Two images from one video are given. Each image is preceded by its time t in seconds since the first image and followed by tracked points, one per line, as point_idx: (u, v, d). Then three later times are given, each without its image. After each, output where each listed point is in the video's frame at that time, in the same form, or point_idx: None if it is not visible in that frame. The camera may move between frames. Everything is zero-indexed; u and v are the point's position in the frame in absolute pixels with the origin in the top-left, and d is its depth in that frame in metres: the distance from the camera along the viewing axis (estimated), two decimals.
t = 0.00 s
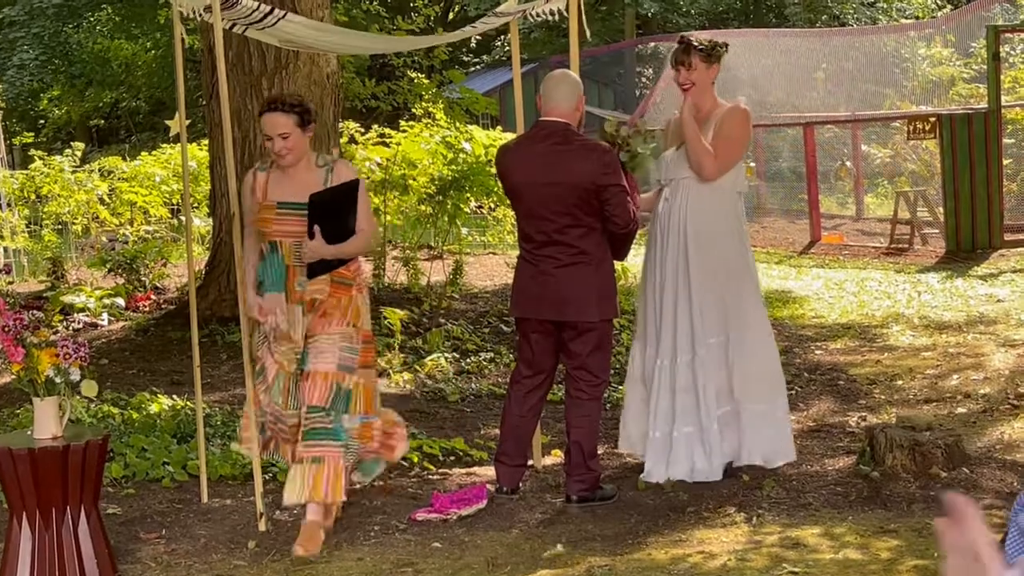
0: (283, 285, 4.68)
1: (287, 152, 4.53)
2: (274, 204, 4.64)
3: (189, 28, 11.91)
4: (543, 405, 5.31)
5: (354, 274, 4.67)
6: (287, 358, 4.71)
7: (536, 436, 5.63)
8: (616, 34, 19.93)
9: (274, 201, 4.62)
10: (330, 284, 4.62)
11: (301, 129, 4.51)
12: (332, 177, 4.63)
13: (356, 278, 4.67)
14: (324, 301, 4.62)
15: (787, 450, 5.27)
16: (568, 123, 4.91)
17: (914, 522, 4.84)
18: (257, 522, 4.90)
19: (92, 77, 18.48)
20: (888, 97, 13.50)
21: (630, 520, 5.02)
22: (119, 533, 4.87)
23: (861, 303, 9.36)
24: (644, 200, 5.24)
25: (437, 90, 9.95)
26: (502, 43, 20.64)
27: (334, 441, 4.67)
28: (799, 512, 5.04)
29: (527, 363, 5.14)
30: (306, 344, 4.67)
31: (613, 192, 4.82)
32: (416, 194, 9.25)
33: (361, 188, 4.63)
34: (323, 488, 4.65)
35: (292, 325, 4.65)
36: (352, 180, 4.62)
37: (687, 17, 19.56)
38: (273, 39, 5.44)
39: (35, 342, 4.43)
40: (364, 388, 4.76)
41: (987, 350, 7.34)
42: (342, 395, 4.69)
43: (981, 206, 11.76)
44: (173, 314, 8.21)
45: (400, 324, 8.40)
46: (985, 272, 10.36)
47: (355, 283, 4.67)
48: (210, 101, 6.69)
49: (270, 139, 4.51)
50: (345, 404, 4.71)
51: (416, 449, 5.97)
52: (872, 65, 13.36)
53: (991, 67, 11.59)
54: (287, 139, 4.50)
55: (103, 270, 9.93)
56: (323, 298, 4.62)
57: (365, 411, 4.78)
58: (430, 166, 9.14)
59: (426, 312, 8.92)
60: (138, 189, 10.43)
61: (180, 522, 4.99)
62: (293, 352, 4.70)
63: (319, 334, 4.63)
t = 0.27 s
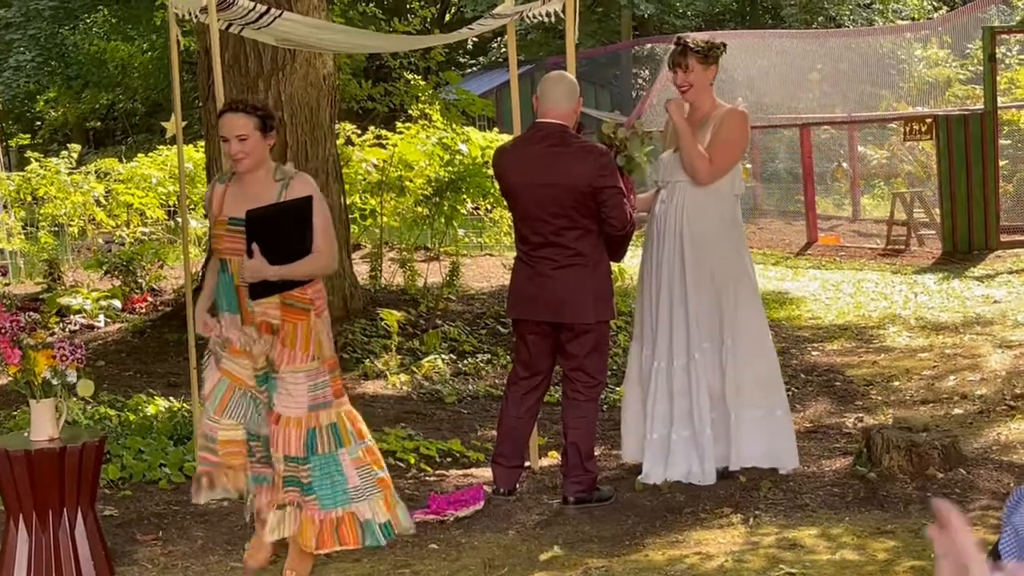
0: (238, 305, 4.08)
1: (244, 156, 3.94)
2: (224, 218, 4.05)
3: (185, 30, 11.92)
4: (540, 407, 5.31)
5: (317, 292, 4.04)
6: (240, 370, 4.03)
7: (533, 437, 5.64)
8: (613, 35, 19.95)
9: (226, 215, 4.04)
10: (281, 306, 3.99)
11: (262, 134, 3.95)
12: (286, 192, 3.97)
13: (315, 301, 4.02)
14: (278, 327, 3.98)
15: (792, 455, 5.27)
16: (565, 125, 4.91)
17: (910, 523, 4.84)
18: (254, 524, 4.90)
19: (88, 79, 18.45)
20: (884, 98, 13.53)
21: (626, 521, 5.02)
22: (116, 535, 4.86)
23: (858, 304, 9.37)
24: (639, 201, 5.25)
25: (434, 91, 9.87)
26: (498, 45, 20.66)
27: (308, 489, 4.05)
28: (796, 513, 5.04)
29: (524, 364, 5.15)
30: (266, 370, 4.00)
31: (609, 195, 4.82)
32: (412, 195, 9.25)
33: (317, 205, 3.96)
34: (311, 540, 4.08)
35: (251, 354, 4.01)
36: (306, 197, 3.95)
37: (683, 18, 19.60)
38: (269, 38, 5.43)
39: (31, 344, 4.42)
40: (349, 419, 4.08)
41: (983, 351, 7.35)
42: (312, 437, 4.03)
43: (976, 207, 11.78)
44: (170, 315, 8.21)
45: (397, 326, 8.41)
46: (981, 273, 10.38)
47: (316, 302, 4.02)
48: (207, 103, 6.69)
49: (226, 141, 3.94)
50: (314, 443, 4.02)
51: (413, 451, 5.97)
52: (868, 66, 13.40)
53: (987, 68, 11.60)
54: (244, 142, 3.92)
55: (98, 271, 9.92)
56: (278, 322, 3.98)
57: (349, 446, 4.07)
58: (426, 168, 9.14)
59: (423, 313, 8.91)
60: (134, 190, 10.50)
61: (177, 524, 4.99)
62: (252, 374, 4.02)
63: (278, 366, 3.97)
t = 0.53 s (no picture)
0: (165, 316, 3.93)
1: (179, 159, 3.83)
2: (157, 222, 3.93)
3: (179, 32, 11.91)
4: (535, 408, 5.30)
5: (251, 305, 3.96)
6: (171, 390, 3.82)
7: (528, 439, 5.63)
8: (607, 36, 19.93)
9: (160, 217, 3.92)
10: (211, 318, 3.91)
11: (199, 136, 3.83)
12: (218, 195, 3.90)
13: (247, 313, 3.95)
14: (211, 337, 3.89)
15: (787, 457, 5.26)
16: (560, 127, 4.90)
17: (904, 524, 4.85)
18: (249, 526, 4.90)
19: (82, 82, 18.46)
20: (878, 99, 13.55)
21: (621, 523, 5.02)
22: (110, 537, 4.86)
23: (852, 305, 9.37)
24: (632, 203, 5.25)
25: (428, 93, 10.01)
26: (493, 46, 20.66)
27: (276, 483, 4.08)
28: (790, 514, 5.04)
29: (519, 366, 5.14)
30: (201, 389, 3.88)
31: (603, 197, 4.82)
32: (406, 197, 9.25)
33: (249, 207, 3.90)
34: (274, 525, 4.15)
35: (181, 371, 3.85)
36: (238, 198, 3.88)
37: (677, 20, 19.59)
38: (263, 40, 5.43)
39: (26, 346, 4.42)
40: (297, 415, 4.12)
41: (977, 352, 7.35)
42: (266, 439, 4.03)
43: (971, 210, 11.76)
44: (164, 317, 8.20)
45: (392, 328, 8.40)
46: (974, 274, 10.39)
47: (248, 317, 3.95)
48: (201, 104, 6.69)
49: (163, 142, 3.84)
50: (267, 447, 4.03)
51: (407, 453, 5.96)
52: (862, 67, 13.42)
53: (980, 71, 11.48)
54: (180, 143, 3.81)
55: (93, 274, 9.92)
56: (208, 339, 3.89)
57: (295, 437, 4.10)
58: (421, 170, 9.13)
59: (418, 315, 8.90)
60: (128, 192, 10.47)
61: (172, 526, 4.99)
62: (182, 394, 3.83)
63: (219, 379, 3.90)
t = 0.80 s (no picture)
0: (87, 340, 3.45)
1: (92, 174, 3.39)
2: (70, 241, 3.45)
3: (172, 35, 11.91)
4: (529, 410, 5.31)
5: (181, 322, 3.48)
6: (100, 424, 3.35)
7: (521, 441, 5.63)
8: (600, 38, 19.94)
9: (74, 237, 3.44)
10: (140, 340, 3.41)
11: (113, 147, 3.39)
12: (143, 208, 3.46)
13: (179, 331, 3.47)
14: (136, 362, 3.40)
15: (782, 457, 5.27)
16: (552, 129, 4.90)
17: (897, 525, 4.85)
18: (242, 528, 4.88)
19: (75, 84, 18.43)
20: (870, 101, 13.52)
21: (614, 524, 5.02)
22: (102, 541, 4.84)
23: (844, 306, 9.38)
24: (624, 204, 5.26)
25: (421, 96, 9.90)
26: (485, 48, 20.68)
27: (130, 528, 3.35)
28: (783, 516, 5.04)
29: (511, 367, 5.14)
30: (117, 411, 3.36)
31: (595, 199, 4.82)
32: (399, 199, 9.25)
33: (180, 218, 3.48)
34: None
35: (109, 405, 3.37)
36: (168, 212, 3.46)
37: (670, 22, 19.62)
38: (256, 43, 5.43)
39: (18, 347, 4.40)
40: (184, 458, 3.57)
41: (969, 353, 7.37)
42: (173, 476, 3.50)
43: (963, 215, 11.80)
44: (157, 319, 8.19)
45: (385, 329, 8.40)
46: (966, 275, 10.40)
47: (179, 333, 3.46)
48: (193, 107, 6.70)
49: (72, 156, 3.39)
50: (134, 475, 3.34)
51: (401, 456, 5.96)
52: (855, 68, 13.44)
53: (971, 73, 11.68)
54: (92, 158, 3.37)
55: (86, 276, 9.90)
56: (135, 359, 3.40)
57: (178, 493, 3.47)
58: (413, 172, 9.14)
59: (411, 316, 8.89)
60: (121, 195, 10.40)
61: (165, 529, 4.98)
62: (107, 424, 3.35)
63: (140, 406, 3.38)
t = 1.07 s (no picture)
0: None
1: None
2: None
3: (162, 38, 11.90)
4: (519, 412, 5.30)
5: (71, 344, 3.30)
6: None
7: (513, 443, 5.63)
8: (590, 40, 19.96)
9: None
10: (22, 361, 3.25)
11: None
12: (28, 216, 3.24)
13: (72, 355, 3.31)
14: (17, 387, 3.25)
15: (774, 459, 5.30)
16: (543, 130, 4.90)
17: (888, 527, 4.86)
18: (233, 532, 4.87)
19: (65, 86, 18.41)
20: (861, 103, 13.73)
21: (606, 527, 5.01)
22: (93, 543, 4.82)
23: (835, 308, 9.39)
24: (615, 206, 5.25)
25: (411, 98, 9.91)
26: (474, 50, 20.71)
27: None
28: (775, 518, 5.04)
29: (502, 369, 5.14)
30: None
31: (585, 201, 4.83)
32: (390, 202, 9.26)
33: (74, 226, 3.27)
34: None
35: None
36: (61, 218, 3.25)
37: (661, 24, 19.64)
38: (246, 46, 5.42)
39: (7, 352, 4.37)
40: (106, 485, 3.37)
41: (960, 355, 7.38)
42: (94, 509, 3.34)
43: (953, 219, 11.79)
44: (148, 321, 8.16)
45: (376, 331, 8.38)
46: (957, 277, 10.43)
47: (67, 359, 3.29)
48: (183, 109, 6.69)
49: None
50: (48, 534, 3.26)
51: (392, 458, 5.95)
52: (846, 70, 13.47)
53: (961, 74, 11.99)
54: None
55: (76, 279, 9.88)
56: (15, 384, 3.25)
57: (95, 540, 3.31)
58: (403, 174, 9.14)
59: (402, 318, 8.88)
60: (112, 198, 10.39)
61: (156, 532, 4.96)
62: None
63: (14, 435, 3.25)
